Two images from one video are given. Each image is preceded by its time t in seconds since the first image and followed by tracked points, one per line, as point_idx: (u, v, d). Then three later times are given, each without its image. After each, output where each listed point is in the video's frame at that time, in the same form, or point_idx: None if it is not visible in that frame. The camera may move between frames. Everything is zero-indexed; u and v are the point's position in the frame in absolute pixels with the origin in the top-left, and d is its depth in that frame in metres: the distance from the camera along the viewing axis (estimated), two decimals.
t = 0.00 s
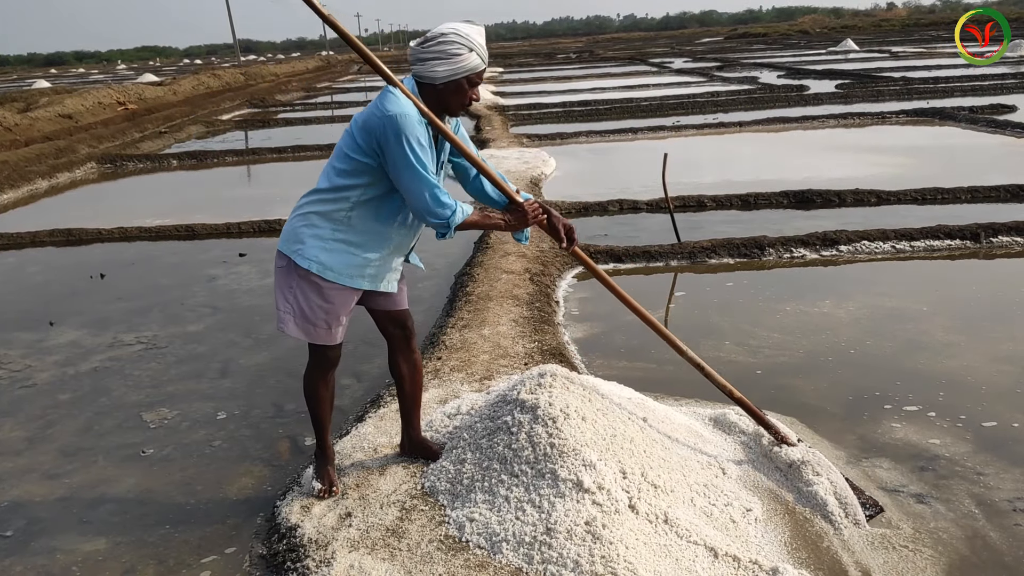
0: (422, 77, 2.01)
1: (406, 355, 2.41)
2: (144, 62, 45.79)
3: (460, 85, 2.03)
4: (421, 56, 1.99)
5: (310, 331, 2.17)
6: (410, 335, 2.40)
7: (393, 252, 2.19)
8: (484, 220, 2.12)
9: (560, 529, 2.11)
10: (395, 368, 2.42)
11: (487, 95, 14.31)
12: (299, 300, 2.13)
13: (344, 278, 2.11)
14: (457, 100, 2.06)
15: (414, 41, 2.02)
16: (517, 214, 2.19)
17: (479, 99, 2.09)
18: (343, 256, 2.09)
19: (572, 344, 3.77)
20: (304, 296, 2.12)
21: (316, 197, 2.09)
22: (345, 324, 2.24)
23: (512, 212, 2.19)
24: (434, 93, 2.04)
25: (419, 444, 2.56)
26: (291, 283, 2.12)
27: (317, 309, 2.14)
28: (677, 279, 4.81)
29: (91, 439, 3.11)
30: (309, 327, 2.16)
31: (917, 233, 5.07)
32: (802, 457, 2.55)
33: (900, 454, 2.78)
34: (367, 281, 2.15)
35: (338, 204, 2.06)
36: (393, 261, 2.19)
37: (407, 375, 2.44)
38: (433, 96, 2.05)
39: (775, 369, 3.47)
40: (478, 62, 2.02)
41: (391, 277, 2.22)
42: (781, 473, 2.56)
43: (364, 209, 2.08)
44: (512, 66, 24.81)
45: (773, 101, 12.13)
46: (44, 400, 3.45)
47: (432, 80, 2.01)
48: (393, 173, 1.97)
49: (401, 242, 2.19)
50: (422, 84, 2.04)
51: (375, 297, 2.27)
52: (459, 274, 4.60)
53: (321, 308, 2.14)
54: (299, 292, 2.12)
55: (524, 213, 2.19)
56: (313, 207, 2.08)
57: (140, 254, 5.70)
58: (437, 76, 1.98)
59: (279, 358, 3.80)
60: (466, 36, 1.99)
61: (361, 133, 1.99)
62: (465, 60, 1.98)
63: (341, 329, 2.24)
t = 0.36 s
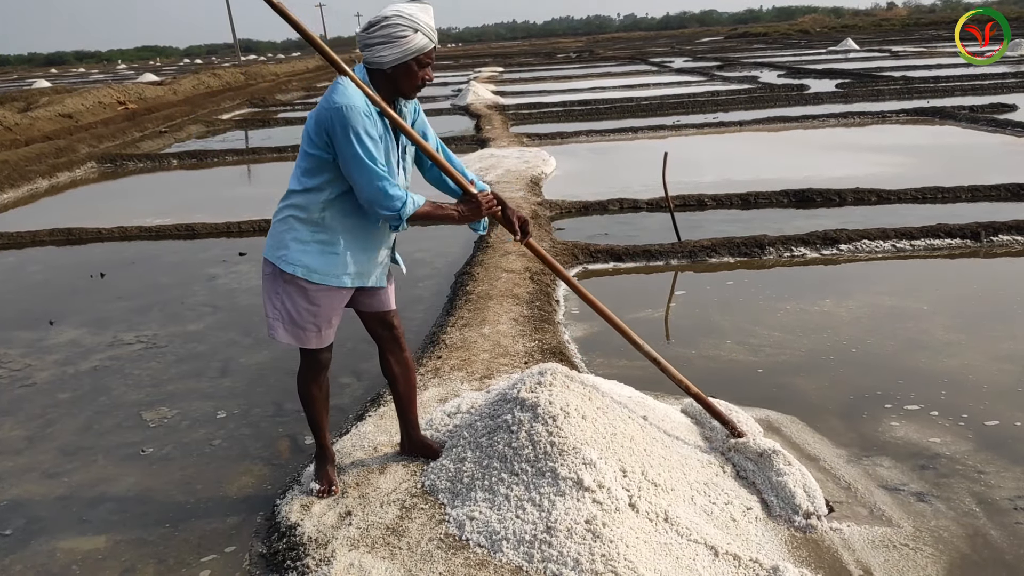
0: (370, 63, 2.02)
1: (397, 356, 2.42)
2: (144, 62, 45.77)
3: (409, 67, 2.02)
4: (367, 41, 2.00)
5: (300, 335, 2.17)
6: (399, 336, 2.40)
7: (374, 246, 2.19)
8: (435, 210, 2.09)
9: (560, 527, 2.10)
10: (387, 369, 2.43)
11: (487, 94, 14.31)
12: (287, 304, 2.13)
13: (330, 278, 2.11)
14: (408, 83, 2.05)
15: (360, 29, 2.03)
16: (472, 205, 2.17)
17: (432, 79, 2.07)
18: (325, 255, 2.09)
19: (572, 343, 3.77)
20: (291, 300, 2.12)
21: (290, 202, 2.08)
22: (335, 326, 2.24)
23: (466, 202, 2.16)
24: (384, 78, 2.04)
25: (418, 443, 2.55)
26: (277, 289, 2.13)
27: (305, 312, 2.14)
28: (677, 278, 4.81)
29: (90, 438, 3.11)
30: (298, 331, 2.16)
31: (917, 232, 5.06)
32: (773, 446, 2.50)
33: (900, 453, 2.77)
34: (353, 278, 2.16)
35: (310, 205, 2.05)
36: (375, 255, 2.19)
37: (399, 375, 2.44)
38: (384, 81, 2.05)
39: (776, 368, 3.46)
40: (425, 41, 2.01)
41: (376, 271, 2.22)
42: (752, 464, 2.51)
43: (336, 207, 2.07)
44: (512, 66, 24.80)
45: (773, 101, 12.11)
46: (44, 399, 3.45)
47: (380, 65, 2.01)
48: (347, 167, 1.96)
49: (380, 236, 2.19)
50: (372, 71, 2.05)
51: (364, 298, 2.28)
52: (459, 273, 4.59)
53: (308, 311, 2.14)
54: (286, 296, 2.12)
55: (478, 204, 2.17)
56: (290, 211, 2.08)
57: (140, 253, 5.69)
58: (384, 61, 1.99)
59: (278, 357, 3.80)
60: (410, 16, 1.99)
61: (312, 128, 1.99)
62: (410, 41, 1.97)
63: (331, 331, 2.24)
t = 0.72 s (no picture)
0: (314, 54, 2.00)
1: (395, 354, 2.42)
2: (144, 62, 45.75)
3: (353, 54, 1.99)
4: (309, 32, 1.99)
5: (292, 335, 2.17)
6: (397, 335, 2.40)
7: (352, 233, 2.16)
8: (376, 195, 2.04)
9: (561, 526, 2.10)
10: (386, 367, 2.43)
11: (487, 94, 14.30)
12: (277, 305, 2.15)
13: (314, 273, 2.11)
14: (354, 71, 2.02)
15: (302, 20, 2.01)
16: (416, 188, 2.08)
17: (379, 64, 2.04)
18: (304, 253, 2.09)
19: (573, 342, 3.77)
20: (281, 300, 2.14)
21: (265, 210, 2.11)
22: (329, 326, 2.23)
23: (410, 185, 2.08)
24: (330, 69, 2.03)
25: (418, 441, 2.55)
26: (268, 290, 2.16)
27: (295, 312, 2.15)
28: (678, 277, 4.81)
29: (91, 437, 3.11)
30: (290, 331, 2.16)
31: (917, 231, 5.06)
32: (731, 433, 2.53)
33: (900, 451, 2.77)
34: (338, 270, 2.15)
35: (280, 209, 2.07)
36: (354, 243, 2.17)
37: (397, 373, 2.44)
38: (330, 71, 2.04)
39: (776, 367, 3.46)
40: (367, 27, 1.97)
41: (364, 261, 2.20)
42: (710, 450, 2.54)
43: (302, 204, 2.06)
44: (512, 65, 24.80)
45: (773, 100, 12.11)
46: (45, 398, 3.45)
47: (323, 56, 1.99)
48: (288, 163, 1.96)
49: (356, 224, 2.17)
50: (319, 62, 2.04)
51: (361, 298, 2.29)
52: (459, 272, 4.59)
53: (297, 310, 2.14)
54: (275, 296, 2.14)
55: (423, 184, 2.08)
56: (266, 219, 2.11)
57: (140, 253, 5.69)
58: (325, 51, 1.97)
59: (278, 356, 3.80)
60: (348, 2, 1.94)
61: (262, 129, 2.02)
62: (349, 28, 1.94)
63: (325, 330, 2.22)
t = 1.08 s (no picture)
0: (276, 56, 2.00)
1: (392, 358, 2.42)
2: (144, 61, 45.75)
3: (314, 57, 1.98)
4: (272, 33, 1.99)
5: (263, 338, 2.18)
6: (393, 340, 2.40)
7: (313, 237, 2.12)
8: (260, 175, 1.94)
9: (563, 527, 2.11)
10: (383, 370, 2.43)
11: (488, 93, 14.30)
12: (250, 307, 2.17)
13: (277, 280, 2.11)
14: (314, 73, 2.01)
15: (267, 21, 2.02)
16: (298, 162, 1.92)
17: (341, 68, 2.02)
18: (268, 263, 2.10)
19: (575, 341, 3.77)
20: (252, 302, 2.16)
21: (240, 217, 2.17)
22: (304, 332, 2.21)
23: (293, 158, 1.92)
24: (291, 70, 2.01)
25: (419, 442, 2.55)
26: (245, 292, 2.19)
27: (264, 315, 2.15)
28: (679, 277, 4.81)
29: (92, 437, 3.11)
30: (261, 334, 2.18)
31: (918, 231, 5.06)
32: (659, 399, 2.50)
33: (902, 452, 2.77)
34: (301, 276, 2.12)
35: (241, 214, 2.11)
36: (314, 247, 2.12)
37: (395, 376, 2.45)
38: (292, 73, 2.02)
39: (777, 367, 3.46)
40: (329, 29, 1.96)
41: (322, 267, 2.13)
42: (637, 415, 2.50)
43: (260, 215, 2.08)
44: (513, 65, 24.81)
45: (774, 100, 12.10)
46: (46, 398, 3.45)
47: (284, 57, 1.99)
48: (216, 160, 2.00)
49: (316, 227, 2.11)
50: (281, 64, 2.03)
51: (350, 305, 2.29)
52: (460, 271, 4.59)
53: (266, 313, 2.15)
54: (251, 298, 2.16)
55: (305, 157, 1.91)
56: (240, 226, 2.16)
57: (140, 253, 5.69)
58: (286, 52, 1.96)
59: (279, 356, 3.80)
60: (312, 4, 1.94)
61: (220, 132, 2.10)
62: (310, 30, 1.94)
63: (301, 336, 2.22)
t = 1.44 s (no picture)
0: (284, 51, 1.98)
1: (399, 358, 2.42)
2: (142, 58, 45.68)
3: (323, 52, 1.98)
4: (279, 29, 1.97)
5: (279, 339, 2.17)
6: (402, 339, 2.41)
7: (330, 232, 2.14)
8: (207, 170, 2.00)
9: (560, 526, 2.12)
10: (387, 368, 2.44)
11: (487, 92, 14.30)
12: (265, 309, 2.15)
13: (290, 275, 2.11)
14: (323, 69, 2.01)
15: (271, 17, 2.00)
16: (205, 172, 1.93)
17: (349, 63, 2.03)
18: (290, 264, 2.11)
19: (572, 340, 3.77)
20: (267, 304, 2.15)
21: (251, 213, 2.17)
22: (317, 330, 2.23)
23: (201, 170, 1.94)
24: (300, 66, 2.00)
25: (416, 441, 2.55)
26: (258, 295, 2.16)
27: (281, 316, 2.15)
28: (677, 277, 4.81)
29: (90, 434, 3.11)
30: (276, 335, 2.16)
31: (916, 233, 5.07)
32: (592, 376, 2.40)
33: (900, 453, 2.78)
34: (323, 272, 2.14)
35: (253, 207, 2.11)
36: (326, 242, 2.14)
37: (400, 375, 2.45)
38: (298, 69, 2.01)
39: (776, 368, 3.46)
40: (338, 24, 1.97)
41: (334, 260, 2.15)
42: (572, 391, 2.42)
43: (277, 216, 2.10)
44: (512, 64, 24.80)
45: (773, 100, 12.11)
46: (44, 394, 3.44)
47: (293, 52, 1.97)
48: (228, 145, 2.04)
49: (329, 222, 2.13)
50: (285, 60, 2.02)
51: (359, 302, 2.32)
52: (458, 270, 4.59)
53: (282, 314, 2.14)
54: (263, 300, 2.15)
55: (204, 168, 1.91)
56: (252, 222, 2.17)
57: (139, 250, 5.68)
58: (296, 47, 1.95)
59: (277, 354, 3.80)
60: None
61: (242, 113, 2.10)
62: (320, 24, 1.94)
63: (312, 336, 2.22)
